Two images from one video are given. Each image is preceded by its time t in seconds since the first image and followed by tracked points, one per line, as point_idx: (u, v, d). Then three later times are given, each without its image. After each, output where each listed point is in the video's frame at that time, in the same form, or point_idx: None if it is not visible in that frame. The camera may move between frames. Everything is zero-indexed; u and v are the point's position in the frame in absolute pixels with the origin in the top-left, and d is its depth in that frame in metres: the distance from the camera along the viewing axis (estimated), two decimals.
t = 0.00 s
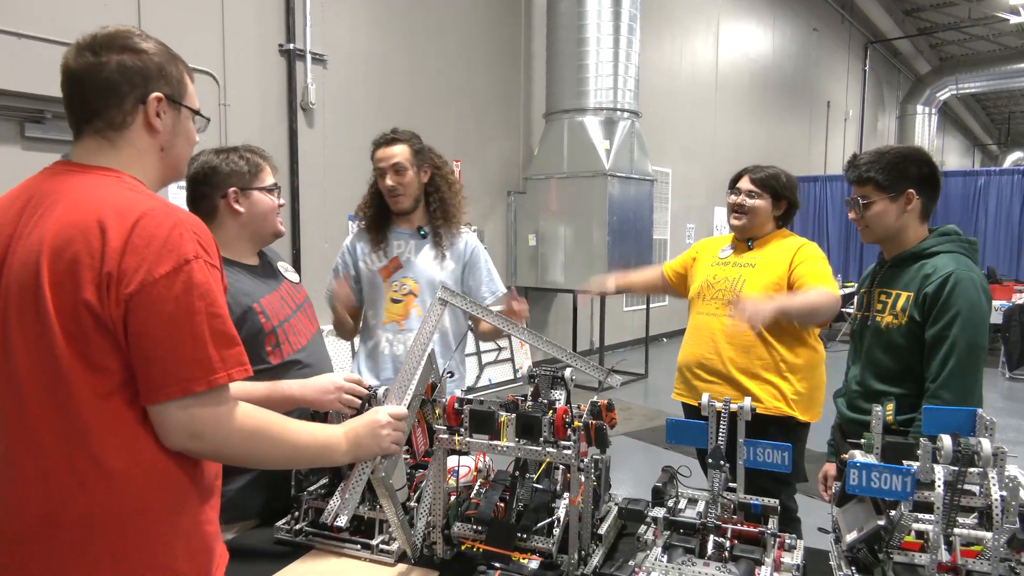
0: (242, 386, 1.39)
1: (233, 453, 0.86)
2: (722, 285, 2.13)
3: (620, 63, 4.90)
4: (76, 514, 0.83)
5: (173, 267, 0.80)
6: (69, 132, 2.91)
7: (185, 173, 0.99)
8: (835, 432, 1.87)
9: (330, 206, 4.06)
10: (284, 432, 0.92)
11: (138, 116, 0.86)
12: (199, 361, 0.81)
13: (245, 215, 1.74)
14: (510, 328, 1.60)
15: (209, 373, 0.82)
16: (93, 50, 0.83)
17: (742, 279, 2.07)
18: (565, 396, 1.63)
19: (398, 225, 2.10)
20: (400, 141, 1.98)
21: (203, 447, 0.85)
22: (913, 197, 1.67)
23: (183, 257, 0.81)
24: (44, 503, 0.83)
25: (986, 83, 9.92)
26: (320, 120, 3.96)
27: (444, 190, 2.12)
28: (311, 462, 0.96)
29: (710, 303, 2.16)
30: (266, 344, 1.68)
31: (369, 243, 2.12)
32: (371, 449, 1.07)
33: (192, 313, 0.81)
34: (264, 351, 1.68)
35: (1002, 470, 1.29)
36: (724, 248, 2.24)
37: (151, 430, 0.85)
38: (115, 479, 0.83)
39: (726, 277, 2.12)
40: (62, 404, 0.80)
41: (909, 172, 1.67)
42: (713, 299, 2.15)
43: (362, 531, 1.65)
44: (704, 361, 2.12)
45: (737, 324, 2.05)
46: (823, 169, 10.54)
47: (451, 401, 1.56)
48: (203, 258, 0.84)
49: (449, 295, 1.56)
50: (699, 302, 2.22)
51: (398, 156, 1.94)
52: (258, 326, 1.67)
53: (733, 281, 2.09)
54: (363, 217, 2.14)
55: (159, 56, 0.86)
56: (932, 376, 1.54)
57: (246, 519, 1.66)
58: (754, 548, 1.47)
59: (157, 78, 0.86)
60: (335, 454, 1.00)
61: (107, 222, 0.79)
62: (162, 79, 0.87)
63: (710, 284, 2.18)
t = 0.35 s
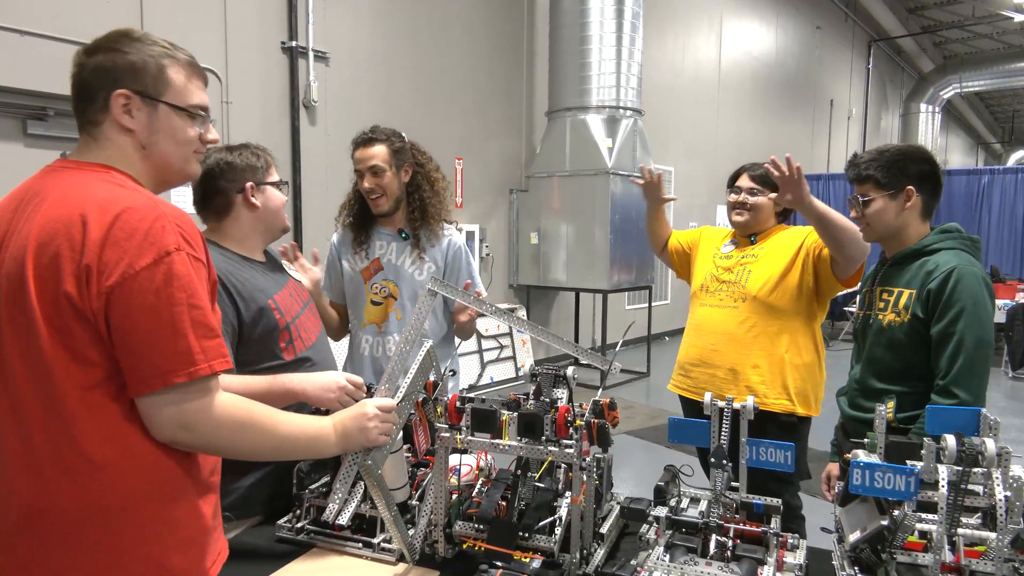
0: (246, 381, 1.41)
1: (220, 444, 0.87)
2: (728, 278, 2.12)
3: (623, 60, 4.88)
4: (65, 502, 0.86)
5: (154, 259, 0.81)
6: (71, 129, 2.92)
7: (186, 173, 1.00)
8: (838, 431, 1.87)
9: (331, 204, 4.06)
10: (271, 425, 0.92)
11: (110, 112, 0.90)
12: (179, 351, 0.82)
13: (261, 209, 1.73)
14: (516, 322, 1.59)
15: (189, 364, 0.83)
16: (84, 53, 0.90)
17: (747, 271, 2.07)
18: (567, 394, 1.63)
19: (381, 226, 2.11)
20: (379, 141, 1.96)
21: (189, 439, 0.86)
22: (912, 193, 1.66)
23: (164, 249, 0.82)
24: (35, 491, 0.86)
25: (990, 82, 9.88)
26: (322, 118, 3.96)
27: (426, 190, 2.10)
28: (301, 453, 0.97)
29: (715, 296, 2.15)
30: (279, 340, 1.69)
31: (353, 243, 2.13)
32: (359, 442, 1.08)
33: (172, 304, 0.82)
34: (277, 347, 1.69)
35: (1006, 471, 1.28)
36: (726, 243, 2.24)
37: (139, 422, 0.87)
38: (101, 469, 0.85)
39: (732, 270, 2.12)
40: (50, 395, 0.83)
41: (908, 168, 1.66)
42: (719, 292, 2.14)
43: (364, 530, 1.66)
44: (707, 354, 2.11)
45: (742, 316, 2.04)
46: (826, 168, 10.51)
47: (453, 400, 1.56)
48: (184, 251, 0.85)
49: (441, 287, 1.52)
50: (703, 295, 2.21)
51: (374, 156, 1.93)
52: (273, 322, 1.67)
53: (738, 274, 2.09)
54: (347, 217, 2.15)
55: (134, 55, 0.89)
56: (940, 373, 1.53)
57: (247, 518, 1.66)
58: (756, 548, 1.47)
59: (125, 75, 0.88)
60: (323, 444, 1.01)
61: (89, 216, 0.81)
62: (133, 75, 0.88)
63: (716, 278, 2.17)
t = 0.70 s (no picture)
0: (255, 365, 1.45)
1: (211, 442, 0.87)
2: (730, 276, 2.11)
3: (622, 59, 4.88)
4: (53, 498, 0.86)
5: (138, 255, 0.81)
6: (70, 128, 2.91)
7: (180, 163, 0.99)
8: (837, 429, 1.87)
9: (330, 203, 4.06)
10: (265, 423, 0.91)
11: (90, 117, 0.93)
12: (163, 348, 0.82)
13: (266, 210, 1.73)
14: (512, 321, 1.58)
15: (171, 361, 0.82)
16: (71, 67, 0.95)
17: (749, 269, 2.06)
18: (566, 393, 1.63)
19: (388, 225, 2.10)
20: (384, 141, 1.94)
21: (179, 435, 0.85)
22: (911, 192, 1.66)
23: (149, 246, 0.82)
24: (23, 486, 0.86)
25: (989, 81, 9.88)
26: (320, 117, 3.95)
27: (430, 188, 2.08)
28: (294, 452, 0.96)
29: (718, 294, 2.14)
30: (283, 336, 1.70)
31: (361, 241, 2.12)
32: (356, 440, 1.07)
33: (156, 300, 0.82)
34: (281, 343, 1.69)
35: (1005, 468, 1.28)
36: (722, 241, 2.23)
37: (127, 420, 0.88)
38: (89, 466, 0.86)
39: (733, 268, 2.11)
40: (40, 392, 0.84)
41: (907, 166, 1.66)
42: (722, 290, 2.13)
43: (363, 528, 1.65)
44: (714, 354, 2.09)
45: (748, 314, 2.03)
46: (824, 166, 10.51)
47: (453, 399, 1.56)
48: (170, 247, 0.85)
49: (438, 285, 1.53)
50: (704, 295, 2.19)
51: (378, 157, 1.91)
52: (277, 318, 1.67)
53: (740, 272, 2.08)
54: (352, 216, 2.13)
55: (99, 55, 0.90)
56: (934, 373, 1.53)
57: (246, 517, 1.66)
58: (756, 546, 1.47)
59: (92, 76, 0.90)
60: (319, 443, 1.00)
61: (75, 212, 0.81)
62: (100, 75, 0.90)
63: (717, 277, 2.15)
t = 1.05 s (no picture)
0: (256, 373, 1.44)
1: (213, 442, 0.87)
2: (729, 283, 2.09)
3: (620, 61, 4.89)
4: (51, 499, 0.86)
5: (137, 257, 0.81)
6: (69, 131, 2.91)
7: (181, 164, 0.99)
8: (836, 430, 1.87)
9: (330, 204, 4.05)
10: (266, 423, 0.91)
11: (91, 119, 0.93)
12: (162, 349, 0.82)
13: (243, 216, 1.73)
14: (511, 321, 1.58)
15: (169, 361, 0.82)
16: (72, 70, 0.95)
17: (747, 275, 2.04)
18: (566, 395, 1.63)
19: (422, 229, 2.09)
20: (421, 145, 1.96)
21: (179, 435, 0.85)
22: (923, 194, 1.67)
23: (147, 247, 0.82)
24: (21, 487, 0.86)
25: (987, 82, 9.89)
26: (319, 118, 3.95)
27: (466, 192, 2.08)
28: (294, 453, 0.96)
29: (718, 302, 2.12)
30: (274, 335, 1.67)
31: (394, 245, 2.12)
32: (359, 441, 1.07)
33: (154, 301, 0.81)
34: (271, 341, 1.67)
35: (1005, 469, 1.28)
36: (716, 248, 2.22)
37: (126, 421, 0.88)
38: (88, 466, 0.86)
39: (730, 275, 2.09)
40: (38, 393, 0.84)
41: (919, 167, 1.66)
42: (722, 298, 2.11)
43: (363, 531, 1.65)
44: (719, 363, 2.07)
45: (751, 321, 2.02)
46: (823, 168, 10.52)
47: (453, 400, 1.56)
48: (169, 248, 0.85)
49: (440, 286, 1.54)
50: (703, 303, 2.17)
51: (413, 160, 1.93)
52: (270, 316, 1.66)
53: (738, 278, 2.06)
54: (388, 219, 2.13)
55: (99, 58, 0.91)
56: (932, 375, 1.53)
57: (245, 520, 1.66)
58: (756, 547, 1.47)
59: (92, 79, 0.91)
60: (320, 443, 1.00)
61: (74, 214, 0.81)
62: (100, 77, 0.91)
63: (715, 284, 2.13)
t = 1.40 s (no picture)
0: (245, 385, 1.40)
1: (214, 445, 0.87)
2: (732, 296, 2.08)
3: (619, 65, 4.91)
4: (50, 501, 0.86)
5: (138, 261, 0.81)
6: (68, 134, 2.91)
7: (180, 168, 1.00)
8: (835, 432, 1.87)
9: (328, 208, 4.06)
10: (268, 426, 0.91)
11: (89, 123, 0.93)
12: (162, 353, 0.82)
13: (212, 223, 1.74)
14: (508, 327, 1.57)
15: (170, 365, 0.82)
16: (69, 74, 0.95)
17: (751, 287, 2.04)
18: (565, 399, 1.63)
19: (435, 230, 2.08)
20: (463, 149, 1.94)
21: (181, 438, 0.86)
22: (922, 200, 1.68)
23: (149, 252, 0.83)
24: (20, 488, 0.86)
25: (984, 86, 9.93)
26: (318, 122, 3.96)
27: (487, 200, 2.07)
28: (295, 456, 0.96)
29: (721, 314, 2.11)
30: (261, 341, 1.67)
31: (406, 245, 2.08)
32: (361, 445, 1.07)
33: (155, 305, 0.82)
34: (259, 347, 1.67)
35: (1003, 473, 1.28)
36: (717, 257, 2.21)
37: (127, 424, 0.88)
38: (87, 469, 0.86)
39: (733, 286, 2.09)
40: (39, 394, 0.84)
41: (919, 173, 1.67)
42: (725, 310, 2.10)
43: (361, 535, 1.65)
44: (718, 375, 2.07)
45: (753, 334, 2.03)
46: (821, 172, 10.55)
47: (452, 404, 1.56)
48: (169, 252, 0.85)
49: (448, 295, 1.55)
50: (705, 313, 2.17)
51: (459, 162, 1.91)
52: (255, 322, 1.65)
53: (741, 290, 2.06)
54: (402, 217, 2.08)
55: (99, 62, 0.91)
56: (934, 377, 1.54)
57: (242, 526, 1.65)
58: (754, 551, 1.47)
59: (92, 83, 0.91)
60: (321, 447, 1.00)
61: (75, 218, 0.82)
62: (99, 82, 0.91)
63: (718, 296, 2.12)
